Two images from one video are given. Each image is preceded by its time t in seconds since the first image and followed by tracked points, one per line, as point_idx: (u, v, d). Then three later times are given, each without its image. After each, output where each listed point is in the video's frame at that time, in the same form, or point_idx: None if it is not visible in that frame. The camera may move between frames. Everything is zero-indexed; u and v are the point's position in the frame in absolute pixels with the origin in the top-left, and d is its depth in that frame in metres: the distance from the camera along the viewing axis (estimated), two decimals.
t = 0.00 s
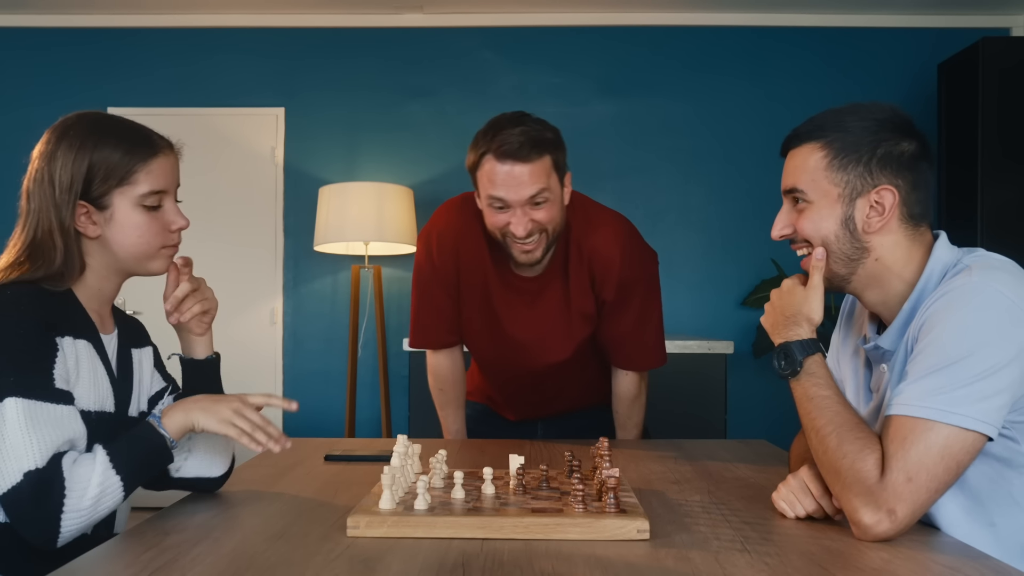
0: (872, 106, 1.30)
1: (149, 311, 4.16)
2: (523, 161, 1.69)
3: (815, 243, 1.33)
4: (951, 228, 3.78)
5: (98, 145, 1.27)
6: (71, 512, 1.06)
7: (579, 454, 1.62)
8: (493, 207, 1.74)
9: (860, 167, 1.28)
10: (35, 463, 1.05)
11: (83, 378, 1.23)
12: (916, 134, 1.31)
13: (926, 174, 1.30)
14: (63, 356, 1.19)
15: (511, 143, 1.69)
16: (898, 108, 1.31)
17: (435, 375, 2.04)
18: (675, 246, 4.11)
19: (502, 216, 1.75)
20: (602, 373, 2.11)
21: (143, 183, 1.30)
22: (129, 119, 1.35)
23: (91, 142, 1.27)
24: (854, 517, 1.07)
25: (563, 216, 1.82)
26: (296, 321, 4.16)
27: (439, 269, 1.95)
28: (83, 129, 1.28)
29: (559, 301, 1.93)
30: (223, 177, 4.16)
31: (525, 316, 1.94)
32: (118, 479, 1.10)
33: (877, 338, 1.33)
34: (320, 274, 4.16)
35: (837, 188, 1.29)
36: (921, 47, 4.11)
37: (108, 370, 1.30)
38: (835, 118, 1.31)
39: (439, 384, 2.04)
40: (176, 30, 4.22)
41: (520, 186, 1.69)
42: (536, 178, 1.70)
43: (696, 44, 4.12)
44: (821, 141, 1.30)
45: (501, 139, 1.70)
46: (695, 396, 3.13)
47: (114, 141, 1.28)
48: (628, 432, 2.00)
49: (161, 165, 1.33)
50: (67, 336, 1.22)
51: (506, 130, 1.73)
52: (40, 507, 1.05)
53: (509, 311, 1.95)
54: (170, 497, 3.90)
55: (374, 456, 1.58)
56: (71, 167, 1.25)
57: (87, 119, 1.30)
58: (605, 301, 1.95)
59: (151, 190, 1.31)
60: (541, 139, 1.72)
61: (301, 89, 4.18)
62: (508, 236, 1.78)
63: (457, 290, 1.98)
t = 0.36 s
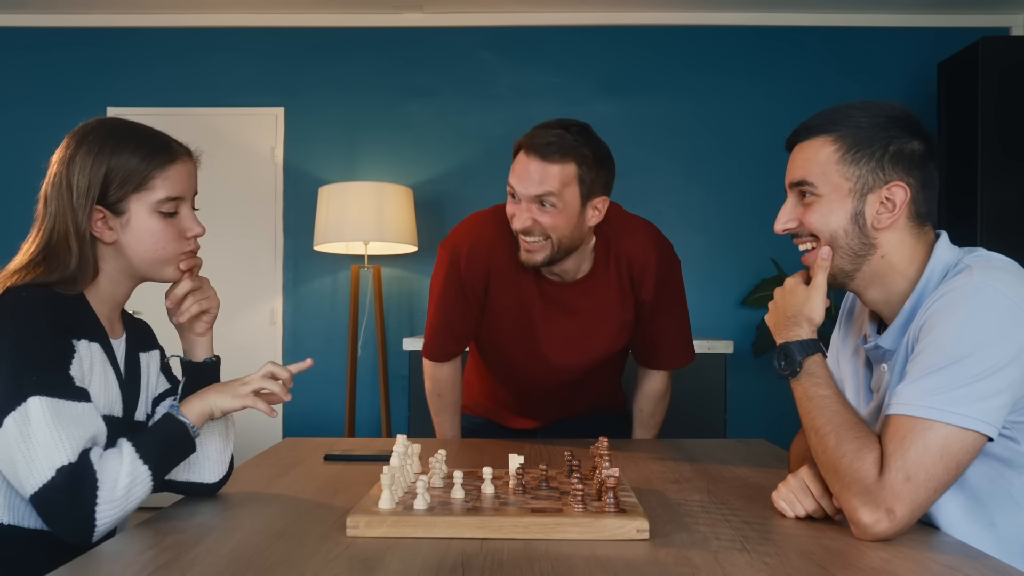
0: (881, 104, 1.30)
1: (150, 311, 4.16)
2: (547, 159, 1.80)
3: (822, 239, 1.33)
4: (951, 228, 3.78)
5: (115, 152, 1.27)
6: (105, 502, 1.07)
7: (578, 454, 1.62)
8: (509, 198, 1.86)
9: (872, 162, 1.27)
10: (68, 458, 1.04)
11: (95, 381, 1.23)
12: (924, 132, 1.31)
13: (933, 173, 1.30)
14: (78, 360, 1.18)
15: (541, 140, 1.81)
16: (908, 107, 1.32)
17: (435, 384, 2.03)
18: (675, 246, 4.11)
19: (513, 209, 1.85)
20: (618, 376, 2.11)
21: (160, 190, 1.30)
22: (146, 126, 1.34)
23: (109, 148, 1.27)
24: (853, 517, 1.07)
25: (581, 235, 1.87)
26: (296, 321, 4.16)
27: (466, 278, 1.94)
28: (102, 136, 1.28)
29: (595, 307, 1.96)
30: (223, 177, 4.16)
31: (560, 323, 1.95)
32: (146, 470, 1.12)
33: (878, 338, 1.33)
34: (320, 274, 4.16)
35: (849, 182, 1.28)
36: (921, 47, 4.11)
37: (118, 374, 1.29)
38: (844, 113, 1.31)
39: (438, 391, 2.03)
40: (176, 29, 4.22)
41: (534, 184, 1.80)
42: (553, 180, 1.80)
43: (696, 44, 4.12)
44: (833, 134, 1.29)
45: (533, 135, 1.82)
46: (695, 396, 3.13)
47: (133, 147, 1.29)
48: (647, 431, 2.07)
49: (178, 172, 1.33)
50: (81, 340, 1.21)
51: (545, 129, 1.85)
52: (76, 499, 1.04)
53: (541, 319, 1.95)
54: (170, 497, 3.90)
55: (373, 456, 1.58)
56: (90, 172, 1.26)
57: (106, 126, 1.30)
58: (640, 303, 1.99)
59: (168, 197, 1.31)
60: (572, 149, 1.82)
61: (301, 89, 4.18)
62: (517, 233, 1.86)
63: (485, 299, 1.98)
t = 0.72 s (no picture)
0: (883, 104, 1.30)
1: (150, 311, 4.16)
2: (523, 148, 1.87)
3: (823, 237, 1.33)
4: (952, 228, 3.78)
5: (118, 153, 1.27)
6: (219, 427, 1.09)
7: (578, 454, 1.62)
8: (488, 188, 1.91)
9: (875, 161, 1.28)
10: (152, 394, 1.07)
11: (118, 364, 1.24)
12: (926, 133, 1.31)
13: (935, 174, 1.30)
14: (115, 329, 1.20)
15: (520, 131, 1.88)
16: (910, 107, 1.31)
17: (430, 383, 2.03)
18: (675, 247, 4.11)
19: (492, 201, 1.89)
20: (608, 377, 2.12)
21: (163, 189, 1.29)
22: (148, 125, 1.34)
23: (112, 149, 1.27)
24: (853, 517, 1.07)
25: (559, 230, 1.89)
26: (296, 321, 4.16)
27: (451, 281, 1.95)
28: (105, 137, 1.27)
29: (574, 312, 1.97)
30: (223, 178, 4.16)
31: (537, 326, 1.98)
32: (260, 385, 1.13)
33: (878, 338, 1.34)
34: (320, 274, 4.16)
35: (850, 182, 1.28)
36: (921, 47, 4.11)
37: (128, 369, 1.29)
38: (846, 112, 1.31)
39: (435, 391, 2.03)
40: (176, 29, 4.22)
41: (511, 172, 1.86)
42: (530, 170, 1.85)
43: (696, 44, 4.12)
44: (836, 133, 1.30)
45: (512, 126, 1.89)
46: (695, 396, 3.13)
47: (135, 148, 1.28)
48: (640, 432, 2.04)
49: (181, 171, 1.33)
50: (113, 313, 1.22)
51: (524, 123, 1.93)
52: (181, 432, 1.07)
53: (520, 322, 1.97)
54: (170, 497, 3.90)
55: (374, 455, 1.58)
56: (93, 172, 1.25)
57: (107, 127, 1.29)
58: (622, 311, 1.99)
59: (171, 196, 1.30)
60: (552, 139, 1.88)
61: (301, 89, 4.18)
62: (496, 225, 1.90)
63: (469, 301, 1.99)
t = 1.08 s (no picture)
0: (877, 104, 1.30)
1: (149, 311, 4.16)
2: (539, 159, 1.74)
3: (824, 239, 1.33)
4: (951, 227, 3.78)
5: (125, 155, 1.27)
6: (277, 381, 1.08)
7: (578, 454, 1.62)
8: (508, 207, 1.78)
9: (872, 162, 1.27)
10: (210, 350, 1.08)
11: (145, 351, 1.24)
12: (923, 131, 1.31)
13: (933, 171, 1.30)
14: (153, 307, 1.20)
15: (531, 143, 1.74)
16: (906, 105, 1.32)
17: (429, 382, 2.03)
18: (675, 247, 4.11)
19: (516, 217, 1.79)
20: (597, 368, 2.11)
21: (170, 190, 1.30)
22: (154, 128, 1.34)
23: (119, 151, 1.27)
24: (852, 517, 1.07)
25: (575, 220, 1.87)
26: (296, 321, 4.16)
27: (443, 271, 1.94)
28: (112, 140, 1.28)
29: (563, 301, 1.96)
30: (223, 178, 4.16)
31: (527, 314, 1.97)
32: (323, 348, 1.13)
33: (878, 337, 1.34)
34: (320, 274, 4.16)
35: (849, 184, 1.28)
36: (921, 46, 4.11)
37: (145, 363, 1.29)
38: (842, 113, 1.31)
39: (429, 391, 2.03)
40: (175, 30, 4.22)
41: (537, 189, 1.74)
42: (555, 181, 1.75)
43: (695, 44, 4.12)
44: (831, 136, 1.30)
45: (522, 137, 1.74)
46: (695, 396, 3.13)
47: (141, 150, 1.28)
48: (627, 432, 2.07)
49: (187, 173, 1.33)
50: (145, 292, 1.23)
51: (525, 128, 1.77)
52: (238, 385, 1.07)
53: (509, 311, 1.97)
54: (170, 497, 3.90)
55: (375, 455, 1.58)
56: (101, 174, 1.25)
57: (114, 130, 1.30)
58: (610, 301, 1.98)
59: (178, 197, 1.31)
60: (562, 142, 1.77)
61: (301, 89, 4.18)
62: (520, 235, 1.82)
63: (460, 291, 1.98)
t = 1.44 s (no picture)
0: (865, 105, 1.30)
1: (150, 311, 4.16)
2: (555, 166, 1.74)
3: (825, 245, 1.32)
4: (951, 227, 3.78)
5: (127, 156, 1.27)
6: (290, 398, 1.09)
7: (578, 454, 1.62)
8: (523, 213, 1.78)
9: (866, 164, 1.27)
10: (226, 361, 1.08)
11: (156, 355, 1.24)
12: (914, 127, 1.31)
13: (927, 167, 1.30)
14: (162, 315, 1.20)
15: (549, 150, 1.74)
16: (893, 103, 1.32)
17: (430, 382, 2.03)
18: (675, 247, 4.11)
19: (531, 225, 1.79)
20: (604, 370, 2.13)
21: (173, 188, 1.30)
22: (151, 128, 1.33)
23: (120, 153, 1.27)
24: (852, 517, 1.07)
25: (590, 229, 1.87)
26: (296, 321, 4.17)
27: (455, 278, 1.95)
28: (112, 142, 1.28)
29: (575, 307, 1.96)
30: (223, 178, 4.16)
31: (539, 321, 1.96)
32: (335, 368, 1.13)
33: (877, 337, 1.34)
34: (320, 274, 4.16)
35: (845, 188, 1.28)
36: (921, 47, 4.11)
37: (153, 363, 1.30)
38: (831, 117, 1.30)
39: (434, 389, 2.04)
40: (175, 29, 4.22)
41: (554, 197, 1.74)
42: (571, 189, 1.75)
43: (695, 44, 4.12)
44: (824, 141, 1.29)
45: (540, 145, 1.75)
46: (695, 397, 3.13)
47: (143, 151, 1.28)
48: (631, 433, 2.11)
49: (190, 170, 1.33)
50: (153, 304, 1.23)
51: (542, 135, 1.77)
52: (251, 399, 1.07)
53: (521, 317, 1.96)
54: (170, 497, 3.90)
55: (375, 454, 1.58)
56: (104, 177, 1.25)
57: (113, 133, 1.29)
58: (621, 304, 1.99)
59: (181, 195, 1.31)
60: (579, 149, 1.77)
61: (301, 89, 4.18)
62: (534, 243, 1.81)
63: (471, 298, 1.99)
